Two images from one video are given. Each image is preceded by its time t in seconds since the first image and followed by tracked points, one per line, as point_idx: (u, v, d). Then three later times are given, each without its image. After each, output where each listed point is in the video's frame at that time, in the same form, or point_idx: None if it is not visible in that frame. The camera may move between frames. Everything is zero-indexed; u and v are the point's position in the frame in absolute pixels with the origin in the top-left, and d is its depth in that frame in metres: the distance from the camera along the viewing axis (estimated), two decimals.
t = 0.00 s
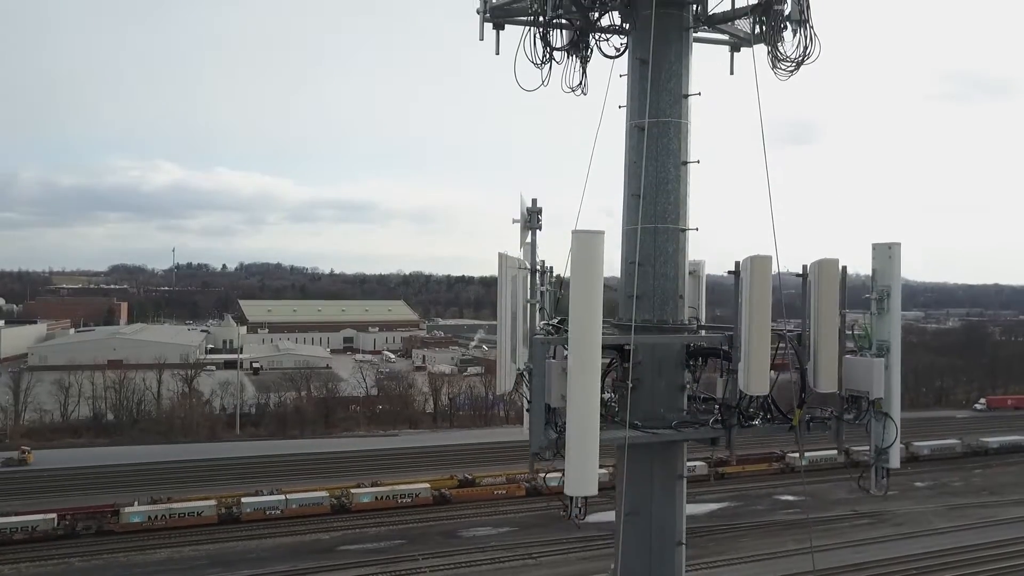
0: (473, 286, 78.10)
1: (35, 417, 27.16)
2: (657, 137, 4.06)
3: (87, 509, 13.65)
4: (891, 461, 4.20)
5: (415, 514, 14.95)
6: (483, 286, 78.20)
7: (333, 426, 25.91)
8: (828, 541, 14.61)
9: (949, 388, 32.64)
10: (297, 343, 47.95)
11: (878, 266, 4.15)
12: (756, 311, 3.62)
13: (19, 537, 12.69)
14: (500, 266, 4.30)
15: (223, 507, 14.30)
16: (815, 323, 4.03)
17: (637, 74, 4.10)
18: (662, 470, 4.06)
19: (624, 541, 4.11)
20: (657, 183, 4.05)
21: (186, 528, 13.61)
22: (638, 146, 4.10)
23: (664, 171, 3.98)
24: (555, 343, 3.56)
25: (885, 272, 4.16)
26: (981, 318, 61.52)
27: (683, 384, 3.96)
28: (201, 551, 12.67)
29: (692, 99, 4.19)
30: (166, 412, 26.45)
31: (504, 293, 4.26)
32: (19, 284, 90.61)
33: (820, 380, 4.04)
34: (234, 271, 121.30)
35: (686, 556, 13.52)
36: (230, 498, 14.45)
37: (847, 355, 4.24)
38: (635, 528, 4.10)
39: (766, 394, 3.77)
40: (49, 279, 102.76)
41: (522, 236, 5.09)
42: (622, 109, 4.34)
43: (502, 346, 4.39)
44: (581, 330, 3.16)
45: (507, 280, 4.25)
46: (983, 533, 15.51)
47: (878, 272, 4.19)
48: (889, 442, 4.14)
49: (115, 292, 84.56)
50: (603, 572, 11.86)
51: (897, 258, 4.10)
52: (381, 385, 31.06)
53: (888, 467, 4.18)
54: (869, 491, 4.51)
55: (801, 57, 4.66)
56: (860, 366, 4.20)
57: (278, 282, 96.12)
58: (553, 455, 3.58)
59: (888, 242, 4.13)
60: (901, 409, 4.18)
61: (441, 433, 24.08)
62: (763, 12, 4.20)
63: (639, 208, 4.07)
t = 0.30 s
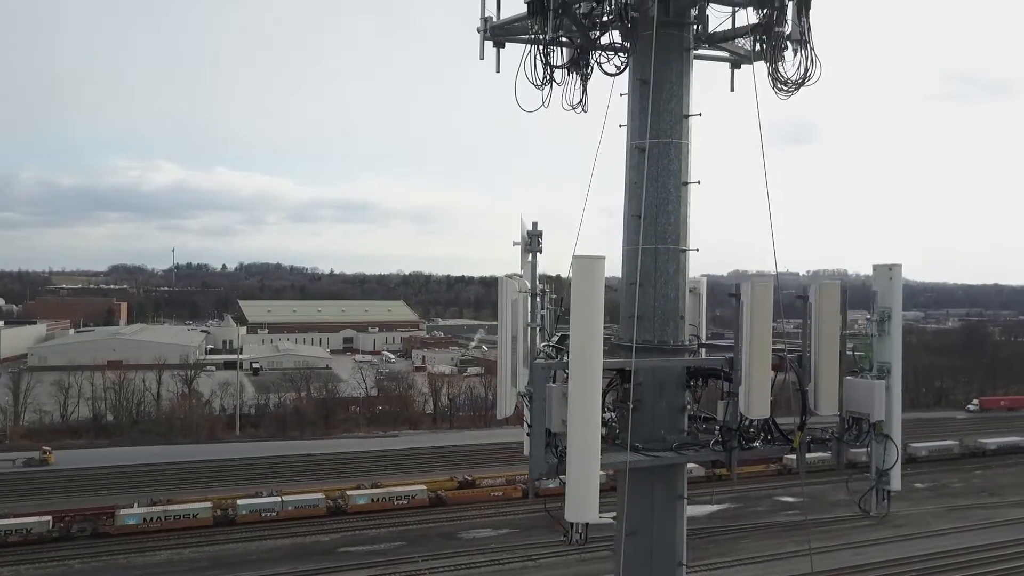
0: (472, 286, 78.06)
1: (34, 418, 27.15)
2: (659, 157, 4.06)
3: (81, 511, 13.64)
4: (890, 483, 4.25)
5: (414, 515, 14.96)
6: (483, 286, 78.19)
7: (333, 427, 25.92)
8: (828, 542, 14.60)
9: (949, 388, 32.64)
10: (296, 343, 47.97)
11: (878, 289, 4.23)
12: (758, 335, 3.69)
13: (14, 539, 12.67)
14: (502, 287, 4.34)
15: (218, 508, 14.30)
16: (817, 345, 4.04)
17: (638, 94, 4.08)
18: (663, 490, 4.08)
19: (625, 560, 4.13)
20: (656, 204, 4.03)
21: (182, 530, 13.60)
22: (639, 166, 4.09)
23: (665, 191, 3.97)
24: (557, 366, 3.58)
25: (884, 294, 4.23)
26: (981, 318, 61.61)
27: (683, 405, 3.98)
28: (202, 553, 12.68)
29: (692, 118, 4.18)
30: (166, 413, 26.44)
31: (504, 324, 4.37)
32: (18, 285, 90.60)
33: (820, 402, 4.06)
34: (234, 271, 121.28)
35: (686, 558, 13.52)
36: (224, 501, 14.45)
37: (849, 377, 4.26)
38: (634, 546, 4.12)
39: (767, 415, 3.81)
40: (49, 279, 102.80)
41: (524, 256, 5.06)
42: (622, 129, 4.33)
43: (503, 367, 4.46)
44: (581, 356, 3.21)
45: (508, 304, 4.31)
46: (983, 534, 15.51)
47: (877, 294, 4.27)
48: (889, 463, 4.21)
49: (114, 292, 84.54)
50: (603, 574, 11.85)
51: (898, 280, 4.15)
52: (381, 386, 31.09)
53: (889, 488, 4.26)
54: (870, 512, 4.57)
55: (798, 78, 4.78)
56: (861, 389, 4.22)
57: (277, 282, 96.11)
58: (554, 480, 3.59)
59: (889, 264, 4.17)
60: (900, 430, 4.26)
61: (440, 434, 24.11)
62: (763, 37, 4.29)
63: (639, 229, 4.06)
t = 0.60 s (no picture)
0: (472, 286, 78.02)
1: (34, 420, 27.12)
2: (658, 177, 4.06)
3: (77, 514, 13.63)
4: (891, 506, 4.22)
5: (413, 517, 14.95)
6: (483, 286, 78.11)
7: (332, 428, 25.90)
8: (827, 544, 14.59)
9: (948, 389, 32.64)
10: (295, 344, 47.94)
11: (879, 312, 4.20)
12: (757, 360, 3.66)
13: (10, 541, 12.66)
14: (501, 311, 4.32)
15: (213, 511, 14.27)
16: (818, 369, 4.01)
17: (638, 115, 4.08)
18: (663, 512, 4.08)
19: None
20: (656, 225, 4.03)
21: (179, 533, 13.59)
22: (639, 187, 4.09)
23: (664, 213, 3.97)
24: (556, 392, 3.57)
25: (885, 316, 4.18)
26: (982, 319, 61.57)
27: (684, 426, 3.98)
28: (200, 555, 12.68)
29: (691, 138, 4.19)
30: (165, 414, 26.41)
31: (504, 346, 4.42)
32: (17, 285, 90.45)
33: (820, 428, 4.00)
34: (233, 271, 121.21)
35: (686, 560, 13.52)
36: (219, 503, 14.43)
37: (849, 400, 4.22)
38: (636, 568, 4.12)
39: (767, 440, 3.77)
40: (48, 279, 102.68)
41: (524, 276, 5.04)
42: (621, 148, 4.33)
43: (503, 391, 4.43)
44: (580, 384, 3.19)
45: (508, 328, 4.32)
46: (983, 536, 15.50)
47: (877, 316, 4.22)
48: (890, 486, 4.19)
49: (113, 292, 84.43)
50: None
51: (899, 303, 4.12)
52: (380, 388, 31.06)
53: (889, 511, 4.23)
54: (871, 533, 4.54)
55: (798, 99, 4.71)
56: (861, 412, 4.18)
57: (276, 282, 96.00)
58: (554, 505, 3.57)
59: (889, 286, 4.14)
60: (901, 453, 4.22)
61: (439, 436, 24.09)
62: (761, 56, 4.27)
63: (639, 250, 4.05)
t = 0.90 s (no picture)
0: (471, 286, 78.03)
1: (33, 421, 27.08)
2: (659, 200, 4.04)
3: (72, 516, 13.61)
4: (892, 530, 4.21)
5: (413, 518, 14.95)
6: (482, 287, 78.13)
7: (332, 429, 25.91)
8: (828, 546, 14.59)
9: (947, 389, 32.66)
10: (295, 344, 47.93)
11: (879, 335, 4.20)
12: (758, 383, 3.65)
13: (5, 543, 12.62)
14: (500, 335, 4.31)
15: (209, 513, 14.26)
16: (818, 391, 4.01)
17: (639, 138, 4.05)
18: (664, 534, 4.08)
19: None
20: (658, 247, 4.01)
21: (173, 535, 13.55)
22: (639, 209, 4.07)
23: (665, 235, 3.95)
24: (556, 419, 3.53)
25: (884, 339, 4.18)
26: (981, 319, 61.56)
27: (684, 449, 3.96)
28: (202, 557, 12.68)
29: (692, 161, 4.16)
30: (165, 415, 26.39)
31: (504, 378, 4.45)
32: (16, 285, 90.36)
33: (820, 450, 4.01)
34: (233, 271, 121.19)
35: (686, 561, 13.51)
36: (215, 505, 14.42)
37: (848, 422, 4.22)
38: None
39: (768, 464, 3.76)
40: (48, 279, 102.62)
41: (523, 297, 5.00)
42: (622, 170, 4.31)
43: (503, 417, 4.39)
44: (584, 416, 3.15)
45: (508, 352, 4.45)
46: (983, 537, 15.51)
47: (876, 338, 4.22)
48: (890, 508, 4.18)
49: (113, 292, 84.38)
50: None
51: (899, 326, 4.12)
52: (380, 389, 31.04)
53: (889, 533, 4.23)
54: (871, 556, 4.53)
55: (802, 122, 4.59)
56: (861, 436, 4.17)
57: (275, 282, 95.99)
58: (553, 532, 3.57)
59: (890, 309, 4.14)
60: (902, 477, 4.22)
61: (439, 437, 24.07)
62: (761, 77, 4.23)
63: (640, 272, 4.04)
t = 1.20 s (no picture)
0: (471, 286, 78.06)
1: (33, 421, 27.09)
2: (660, 224, 3.98)
3: (67, 519, 13.60)
4: (890, 554, 4.20)
5: (412, 520, 14.95)
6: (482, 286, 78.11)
7: (332, 430, 25.91)
8: (828, 548, 14.57)
9: (947, 390, 32.66)
10: (295, 345, 47.93)
11: (879, 358, 4.20)
12: (758, 411, 3.65)
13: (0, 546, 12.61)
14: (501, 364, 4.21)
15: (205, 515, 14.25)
16: (818, 417, 3.99)
17: (639, 161, 4.00)
18: (662, 559, 4.08)
19: None
20: (658, 270, 3.97)
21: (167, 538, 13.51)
22: (639, 232, 4.02)
23: (664, 259, 3.91)
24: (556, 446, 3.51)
25: (884, 363, 4.17)
26: (981, 320, 61.60)
27: (684, 472, 3.96)
28: (203, 559, 12.69)
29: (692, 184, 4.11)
30: (164, 416, 26.38)
31: (505, 399, 4.29)
32: (16, 285, 90.25)
33: (821, 475, 3.98)
34: (232, 271, 121.21)
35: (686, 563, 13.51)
36: (211, 508, 14.40)
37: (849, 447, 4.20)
38: None
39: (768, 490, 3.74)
40: (48, 279, 102.59)
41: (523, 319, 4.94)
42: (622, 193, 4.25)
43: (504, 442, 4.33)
44: (582, 445, 3.14)
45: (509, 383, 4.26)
46: (982, 539, 15.51)
47: (876, 362, 4.22)
48: (891, 533, 4.17)
49: (113, 291, 84.37)
50: None
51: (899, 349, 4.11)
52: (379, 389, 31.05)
53: (889, 559, 4.19)
54: None
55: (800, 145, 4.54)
56: (862, 461, 4.17)
57: (275, 282, 95.96)
58: (554, 560, 3.57)
59: (890, 332, 4.14)
60: (901, 500, 4.21)
61: (438, 438, 24.06)
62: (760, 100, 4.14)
63: (640, 295, 4.01)
